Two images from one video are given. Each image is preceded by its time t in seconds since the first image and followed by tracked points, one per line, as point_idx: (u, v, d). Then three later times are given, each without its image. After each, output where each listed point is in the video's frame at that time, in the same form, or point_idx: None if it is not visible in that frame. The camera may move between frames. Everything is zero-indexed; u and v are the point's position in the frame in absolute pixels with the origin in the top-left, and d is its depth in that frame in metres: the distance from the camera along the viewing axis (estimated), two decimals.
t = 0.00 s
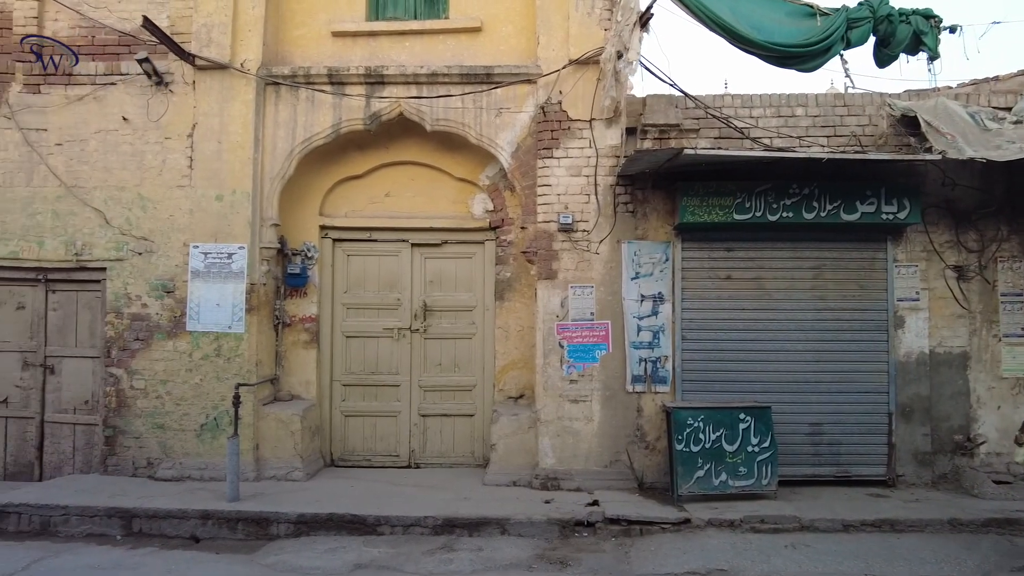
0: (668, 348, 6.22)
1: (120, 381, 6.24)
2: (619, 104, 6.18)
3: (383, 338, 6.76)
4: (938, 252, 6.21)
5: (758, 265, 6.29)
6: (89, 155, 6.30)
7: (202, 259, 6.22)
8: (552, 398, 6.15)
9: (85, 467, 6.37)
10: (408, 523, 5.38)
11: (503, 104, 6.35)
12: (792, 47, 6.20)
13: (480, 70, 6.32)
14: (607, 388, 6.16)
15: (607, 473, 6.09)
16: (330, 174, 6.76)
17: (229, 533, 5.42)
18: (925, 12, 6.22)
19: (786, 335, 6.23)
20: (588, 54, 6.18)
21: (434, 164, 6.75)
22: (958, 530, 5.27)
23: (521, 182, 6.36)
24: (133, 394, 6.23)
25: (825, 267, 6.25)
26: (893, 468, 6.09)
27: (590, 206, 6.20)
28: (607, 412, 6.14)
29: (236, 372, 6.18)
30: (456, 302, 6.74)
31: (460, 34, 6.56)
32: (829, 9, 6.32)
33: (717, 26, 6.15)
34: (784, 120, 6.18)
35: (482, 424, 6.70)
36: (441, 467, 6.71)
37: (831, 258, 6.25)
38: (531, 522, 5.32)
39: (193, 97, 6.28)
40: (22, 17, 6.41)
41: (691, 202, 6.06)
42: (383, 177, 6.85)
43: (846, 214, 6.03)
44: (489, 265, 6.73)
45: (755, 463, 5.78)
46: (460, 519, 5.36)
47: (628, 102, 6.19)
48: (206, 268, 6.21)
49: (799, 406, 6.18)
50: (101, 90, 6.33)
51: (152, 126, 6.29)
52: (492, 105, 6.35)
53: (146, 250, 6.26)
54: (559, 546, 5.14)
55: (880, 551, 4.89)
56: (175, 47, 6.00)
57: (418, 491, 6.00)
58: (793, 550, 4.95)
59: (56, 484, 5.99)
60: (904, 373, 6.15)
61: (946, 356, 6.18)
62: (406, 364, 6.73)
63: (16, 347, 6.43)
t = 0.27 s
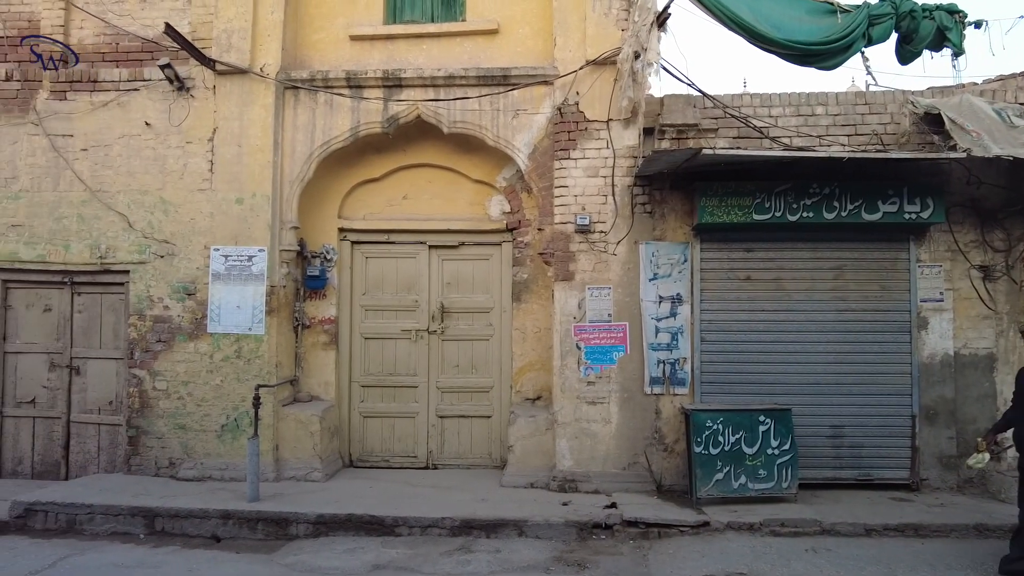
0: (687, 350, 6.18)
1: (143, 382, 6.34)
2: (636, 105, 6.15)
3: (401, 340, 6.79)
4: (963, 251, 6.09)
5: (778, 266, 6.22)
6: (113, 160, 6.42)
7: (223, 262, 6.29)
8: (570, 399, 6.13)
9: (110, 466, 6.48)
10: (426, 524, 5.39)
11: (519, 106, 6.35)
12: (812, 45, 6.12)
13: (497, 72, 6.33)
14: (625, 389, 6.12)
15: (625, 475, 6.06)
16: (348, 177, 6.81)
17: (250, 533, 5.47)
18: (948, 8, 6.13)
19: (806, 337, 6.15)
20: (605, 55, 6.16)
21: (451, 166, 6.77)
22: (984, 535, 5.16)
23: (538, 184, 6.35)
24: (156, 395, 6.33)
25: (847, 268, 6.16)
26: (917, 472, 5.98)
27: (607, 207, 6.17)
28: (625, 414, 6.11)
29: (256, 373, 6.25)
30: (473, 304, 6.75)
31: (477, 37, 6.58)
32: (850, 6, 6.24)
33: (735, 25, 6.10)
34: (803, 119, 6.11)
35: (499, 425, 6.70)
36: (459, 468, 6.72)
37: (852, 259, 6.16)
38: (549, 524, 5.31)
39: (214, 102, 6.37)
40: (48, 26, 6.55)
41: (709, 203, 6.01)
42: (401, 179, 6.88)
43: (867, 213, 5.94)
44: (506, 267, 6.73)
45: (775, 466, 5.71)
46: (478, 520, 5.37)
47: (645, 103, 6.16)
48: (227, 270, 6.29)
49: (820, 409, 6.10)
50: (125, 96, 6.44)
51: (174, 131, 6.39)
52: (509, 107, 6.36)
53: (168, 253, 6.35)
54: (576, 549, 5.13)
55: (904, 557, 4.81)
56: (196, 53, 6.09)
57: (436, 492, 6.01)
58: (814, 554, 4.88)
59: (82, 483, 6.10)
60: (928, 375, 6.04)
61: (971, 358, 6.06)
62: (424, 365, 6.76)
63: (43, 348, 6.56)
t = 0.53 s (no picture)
0: (698, 358, 6.17)
1: (159, 390, 6.42)
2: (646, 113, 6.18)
3: (412, 348, 6.83)
4: (977, 258, 6.04)
5: (789, 273, 6.21)
6: (130, 171, 6.53)
7: (237, 271, 6.37)
8: (581, 407, 6.13)
9: (126, 473, 6.56)
10: (437, 532, 5.41)
11: (530, 115, 6.39)
12: (822, 52, 6.12)
13: (508, 83, 6.38)
14: (636, 398, 6.12)
15: (637, 484, 6.04)
16: (361, 187, 6.88)
17: (263, 540, 5.52)
18: (960, 14, 6.10)
19: (819, 345, 6.13)
20: (615, 64, 6.20)
21: (463, 176, 6.82)
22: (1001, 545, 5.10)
23: (549, 192, 6.39)
24: (171, 403, 6.41)
25: (858, 275, 6.14)
26: (932, 481, 5.92)
27: (617, 215, 6.19)
28: (637, 422, 6.11)
29: (269, 381, 6.31)
30: (485, 312, 6.78)
31: (488, 47, 6.64)
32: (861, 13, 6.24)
33: (745, 32, 6.14)
34: (814, 126, 6.10)
35: (510, 434, 6.71)
36: (470, 476, 6.74)
37: (864, 266, 6.14)
38: (560, 533, 5.31)
39: (229, 113, 6.46)
40: (68, 40, 6.68)
41: (720, 211, 6.02)
42: (413, 189, 6.94)
43: (879, 221, 5.92)
44: (517, 275, 6.76)
45: (787, 475, 5.68)
46: (489, 528, 5.38)
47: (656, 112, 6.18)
48: (241, 279, 6.37)
49: (833, 417, 6.06)
50: (142, 108, 6.55)
51: (190, 142, 6.50)
52: (520, 116, 6.40)
53: (184, 262, 6.44)
54: (588, 557, 5.12)
55: (919, 567, 4.76)
56: (212, 65, 6.19)
57: (447, 500, 6.03)
58: (827, 564, 4.85)
59: (98, 490, 6.17)
60: (942, 383, 5.99)
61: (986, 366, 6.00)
62: (436, 373, 6.79)
63: (61, 357, 6.66)
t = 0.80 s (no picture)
0: (706, 382, 6.13)
1: (166, 414, 6.44)
2: (651, 138, 6.23)
3: (419, 371, 6.83)
4: (985, 280, 6.00)
5: (796, 296, 6.19)
6: (142, 196, 6.63)
7: (246, 294, 6.42)
8: (588, 432, 6.10)
9: (132, 497, 6.56)
10: (443, 558, 5.36)
11: (536, 140, 6.46)
12: (825, 77, 6.18)
13: (514, 109, 6.45)
14: (643, 422, 6.08)
15: (644, 510, 5.98)
16: (369, 211, 6.95)
17: (268, 566, 5.48)
18: (962, 38, 6.14)
19: (827, 368, 6.08)
20: (619, 90, 6.27)
21: (470, 200, 6.88)
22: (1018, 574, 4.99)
23: (554, 216, 6.42)
24: (178, 426, 6.42)
25: (865, 298, 6.11)
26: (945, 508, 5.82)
27: (623, 239, 6.22)
28: (644, 447, 6.06)
29: (276, 405, 6.31)
30: (491, 335, 6.79)
31: (494, 74, 6.74)
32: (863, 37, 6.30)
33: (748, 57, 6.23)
34: (818, 150, 6.13)
35: (517, 458, 6.67)
36: (476, 501, 6.68)
37: (871, 289, 6.12)
38: (567, 560, 5.25)
39: (239, 139, 6.57)
40: (85, 68, 6.84)
41: (725, 234, 6.03)
42: (420, 213, 7.00)
43: (885, 243, 5.91)
44: (523, 299, 6.77)
45: (796, 500, 5.60)
46: (495, 555, 5.33)
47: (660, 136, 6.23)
48: (249, 303, 6.41)
49: (843, 442, 5.99)
50: (154, 134, 6.68)
51: (201, 167, 6.60)
52: (526, 141, 6.47)
53: (193, 285, 6.50)
54: None
55: None
56: (223, 93, 6.31)
57: (453, 526, 5.98)
58: None
59: (104, 514, 6.16)
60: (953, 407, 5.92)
61: (998, 390, 5.93)
62: (442, 397, 6.78)
63: (71, 380, 6.70)
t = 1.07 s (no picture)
0: (711, 417, 6.08)
1: (168, 449, 6.41)
2: (652, 174, 6.30)
3: (422, 406, 6.80)
4: (990, 314, 5.98)
5: (800, 330, 6.17)
6: (149, 231, 6.71)
7: (249, 329, 6.44)
8: (592, 468, 6.03)
9: (131, 534, 6.48)
10: None
11: (539, 176, 6.53)
12: (824, 112, 6.26)
13: (517, 146, 6.54)
14: (648, 458, 6.01)
15: (650, 548, 5.87)
16: (373, 246, 7.00)
17: None
18: (958, 74, 6.23)
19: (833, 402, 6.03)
20: (621, 127, 6.37)
21: (474, 235, 6.93)
22: None
23: (557, 251, 6.45)
24: (179, 462, 6.38)
25: (869, 331, 6.09)
26: (959, 547, 5.64)
27: (626, 273, 6.23)
28: (649, 483, 5.98)
29: (278, 440, 6.27)
30: (494, 370, 6.76)
31: (498, 111, 6.85)
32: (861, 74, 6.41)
33: (747, 94, 6.34)
34: (819, 184, 6.17)
35: (520, 495, 6.59)
36: (479, 539, 6.58)
37: (875, 322, 6.09)
38: None
39: (246, 176, 6.67)
40: (97, 107, 7.00)
41: (728, 268, 6.05)
42: (425, 248, 7.05)
43: (888, 277, 5.91)
44: (527, 333, 6.76)
45: (804, 538, 5.49)
46: None
47: (661, 172, 6.30)
48: (253, 337, 6.43)
49: (851, 478, 5.91)
50: (163, 171, 6.79)
51: (207, 202, 6.69)
52: (529, 177, 6.55)
53: (197, 320, 6.53)
54: None
55: None
56: (232, 131, 6.43)
57: (456, 565, 5.87)
58: None
59: (102, 551, 6.09)
60: (962, 442, 5.84)
61: (1007, 425, 5.85)
62: (445, 433, 6.73)
63: (73, 414, 6.69)
